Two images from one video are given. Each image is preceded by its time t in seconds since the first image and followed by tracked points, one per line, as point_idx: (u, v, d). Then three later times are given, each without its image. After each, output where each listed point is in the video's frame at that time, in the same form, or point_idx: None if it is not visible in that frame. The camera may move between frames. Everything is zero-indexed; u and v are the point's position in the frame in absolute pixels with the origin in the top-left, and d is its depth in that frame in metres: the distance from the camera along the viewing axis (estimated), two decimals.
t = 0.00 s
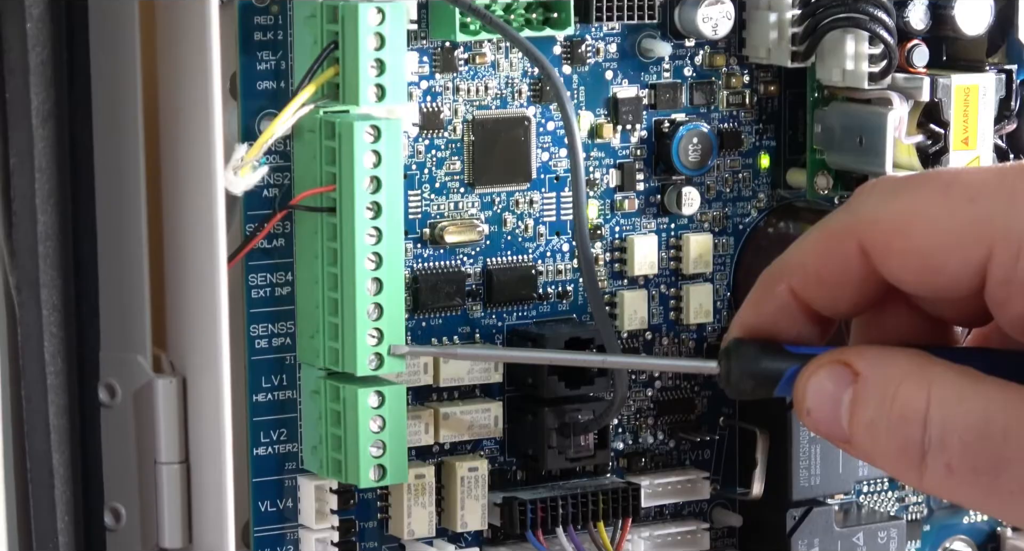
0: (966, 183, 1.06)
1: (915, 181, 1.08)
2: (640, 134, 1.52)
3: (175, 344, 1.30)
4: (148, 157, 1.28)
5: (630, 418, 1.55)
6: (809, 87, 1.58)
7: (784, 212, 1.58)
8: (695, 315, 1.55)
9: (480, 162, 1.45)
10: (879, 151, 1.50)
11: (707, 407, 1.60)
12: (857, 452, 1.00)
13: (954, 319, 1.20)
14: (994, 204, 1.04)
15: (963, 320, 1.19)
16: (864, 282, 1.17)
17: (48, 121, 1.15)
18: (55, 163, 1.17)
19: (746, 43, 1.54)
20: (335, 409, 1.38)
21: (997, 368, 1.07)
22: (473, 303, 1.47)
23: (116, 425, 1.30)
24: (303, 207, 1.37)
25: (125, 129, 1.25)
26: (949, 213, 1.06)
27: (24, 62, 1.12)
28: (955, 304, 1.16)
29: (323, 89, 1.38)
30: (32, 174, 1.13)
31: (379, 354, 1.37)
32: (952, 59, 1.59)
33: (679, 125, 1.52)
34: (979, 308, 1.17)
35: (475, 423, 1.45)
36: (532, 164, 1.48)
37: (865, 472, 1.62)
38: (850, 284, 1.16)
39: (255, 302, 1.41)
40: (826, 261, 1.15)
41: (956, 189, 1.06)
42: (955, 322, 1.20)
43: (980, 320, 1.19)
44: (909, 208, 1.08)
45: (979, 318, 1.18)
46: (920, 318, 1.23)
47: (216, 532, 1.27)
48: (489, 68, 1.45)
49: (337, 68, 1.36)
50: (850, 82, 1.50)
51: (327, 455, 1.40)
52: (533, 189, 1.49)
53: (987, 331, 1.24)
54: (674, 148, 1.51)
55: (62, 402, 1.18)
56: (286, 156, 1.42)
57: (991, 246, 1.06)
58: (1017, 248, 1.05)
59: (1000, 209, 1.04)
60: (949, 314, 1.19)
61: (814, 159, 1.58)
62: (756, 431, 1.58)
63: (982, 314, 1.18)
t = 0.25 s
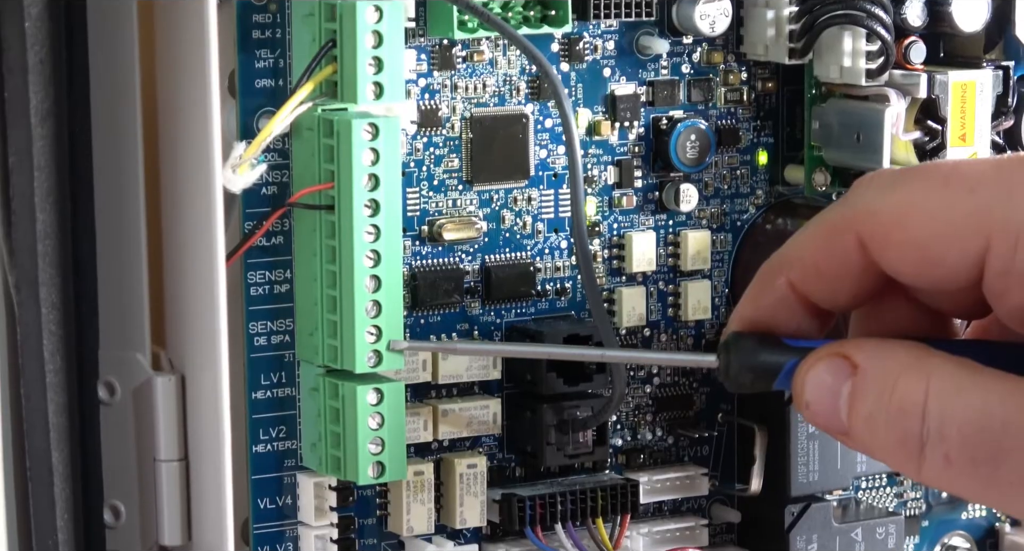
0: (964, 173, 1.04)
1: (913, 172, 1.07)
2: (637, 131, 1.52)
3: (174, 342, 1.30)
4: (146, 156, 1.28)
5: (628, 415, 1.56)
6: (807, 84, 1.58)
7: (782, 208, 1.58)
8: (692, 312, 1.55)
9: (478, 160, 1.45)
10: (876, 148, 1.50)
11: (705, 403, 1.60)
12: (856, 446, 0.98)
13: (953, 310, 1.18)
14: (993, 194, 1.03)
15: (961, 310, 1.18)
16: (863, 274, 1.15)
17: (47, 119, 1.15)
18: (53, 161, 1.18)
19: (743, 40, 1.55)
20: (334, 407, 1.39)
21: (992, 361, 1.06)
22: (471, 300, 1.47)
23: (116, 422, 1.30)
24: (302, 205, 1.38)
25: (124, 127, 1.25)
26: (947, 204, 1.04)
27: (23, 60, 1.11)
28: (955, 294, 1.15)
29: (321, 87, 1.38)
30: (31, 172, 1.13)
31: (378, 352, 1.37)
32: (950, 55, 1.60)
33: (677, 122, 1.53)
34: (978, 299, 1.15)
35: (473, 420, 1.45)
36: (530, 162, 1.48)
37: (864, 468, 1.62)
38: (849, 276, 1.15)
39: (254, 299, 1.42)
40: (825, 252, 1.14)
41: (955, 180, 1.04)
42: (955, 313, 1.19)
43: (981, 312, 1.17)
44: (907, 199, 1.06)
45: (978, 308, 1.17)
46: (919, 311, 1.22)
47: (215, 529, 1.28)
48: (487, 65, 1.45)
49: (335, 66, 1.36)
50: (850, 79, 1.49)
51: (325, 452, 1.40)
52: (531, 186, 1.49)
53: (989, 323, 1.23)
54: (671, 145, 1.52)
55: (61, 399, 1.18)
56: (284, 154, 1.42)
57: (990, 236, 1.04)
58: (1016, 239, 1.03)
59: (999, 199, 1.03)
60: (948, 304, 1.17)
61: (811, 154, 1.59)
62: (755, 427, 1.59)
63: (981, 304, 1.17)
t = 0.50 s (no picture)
0: (964, 161, 1.06)
1: (916, 159, 1.09)
2: (635, 126, 1.52)
3: (172, 338, 1.30)
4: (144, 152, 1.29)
5: (627, 410, 1.56)
6: (805, 79, 1.58)
7: (780, 204, 1.58)
8: (690, 307, 1.55)
9: (476, 156, 1.45)
10: (874, 143, 1.49)
11: (704, 399, 1.60)
12: (856, 433, 1.01)
13: (953, 299, 1.20)
14: (993, 181, 1.04)
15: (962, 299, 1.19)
16: (863, 264, 1.18)
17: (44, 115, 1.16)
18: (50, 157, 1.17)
19: (741, 35, 1.55)
20: (331, 402, 1.39)
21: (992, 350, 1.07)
22: (469, 296, 1.47)
23: (113, 418, 1.30)
24: (299, 201, 1.37)
25: (121, 124, 1.26)
26: (948, 191, 1.06)
27: (20, 56, 1.11)
28: (955, 283, 1.17)
29: (319, 82, 1.38)
30: (27, 168, 1.12)
31: (375, 348, 1.37)
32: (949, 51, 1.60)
33: (674, 118, 1.52)
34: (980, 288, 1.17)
35: (471, 416, 1.45)
36: (528, 157, 1.48)
37: (864, 463, 1.62)
38: (849, 265, 1.18)
39: (251, 295, 1.41)
40: (825, 240, 1.17)
41: (955, 167, 1.06)
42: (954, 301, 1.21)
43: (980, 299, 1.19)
44: (908, 185, 1.09)
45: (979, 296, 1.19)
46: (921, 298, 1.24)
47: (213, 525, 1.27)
48: (484, 61, 1.45)
49: (333, 61, 1.36)
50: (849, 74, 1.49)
51: (323, 448, 1.40)
52: (529, 182, 1.49)
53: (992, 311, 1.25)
54: (670, 140, 1.52)
55: (59, 395, 1.17)
56: (282, 149, 1.42)
57: (990, 224, 1.05)
58: (1017, 226, 1.04)
59: (999, 188, 1.04)
60: (949, 293, 1.19)
61: (809, 150, 1.58)
62: (753, 421, 1.58)
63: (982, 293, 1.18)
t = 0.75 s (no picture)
0: (989, 59, 1.01)
1: (933, 53, 1.03)
2: (635, 122, 1.52)
3: (170, 334, 1.30)
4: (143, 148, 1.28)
5: (626, 407, 1.55)
6: (806, 74, 1.59)
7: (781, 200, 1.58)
8: (690, 304, 1.56)
9: (475, 151, 1.45)
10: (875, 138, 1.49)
11: (704, 395, 1.60)
12: (858, 320, 0.95)
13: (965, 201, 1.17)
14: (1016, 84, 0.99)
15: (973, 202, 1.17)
16: (875, 155, 1.15)
17: (42, 111, 1.15)
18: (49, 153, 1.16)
19: (742, 30, 1.55)
20: (331, 398, 1.38)
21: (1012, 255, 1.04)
22: (468, 292, 1.47)
23: (112, 415, 1.29)
24: (298, 196, 1.37)
25: (120, 119, 1.25)
26: (965, 88, 1.01)
27: (18, 51, 1.10)
28: (965, 179, 1.14)
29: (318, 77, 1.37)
30: (26, 163, 1.11)
31: (375, 343, 1.37)
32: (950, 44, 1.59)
33: (674, 113, 1.52)
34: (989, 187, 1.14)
35: (471, 412, 1.45)
36: (527, 152, 1.48)
37: (864, 460, 1.61)
38: (860, 153, 1.15)
39: (250, 291, 1.41)
40: (836, 126, 1.15)
41: (976, 63, 1.01)
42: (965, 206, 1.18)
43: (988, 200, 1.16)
44: (923, 80, 1.04)
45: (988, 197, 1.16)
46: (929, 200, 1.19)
47: (212, 521, 1.27)
48: (484, 56, 1.45)
49: (332, 56, 1.35)
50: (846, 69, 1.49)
51: (322, 444, 1.40)
52: (529, 177, 1.49)
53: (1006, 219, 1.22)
54: (670, 135, 1.51)
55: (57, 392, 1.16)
56: (281, 145, 1.41)
57: (1007, 123, 1.01)
58: None
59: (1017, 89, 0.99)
60: (956, 194, 1.16)
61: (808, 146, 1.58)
62: (754, 418, 1.58)
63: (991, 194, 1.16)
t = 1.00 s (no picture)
0: (980, 25, 1.13)
1: (922, 21, 1.16)
2: (634, 116, 1.52)
3: (168, 328, 1.30)
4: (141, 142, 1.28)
5: (626, 402, 1.55)
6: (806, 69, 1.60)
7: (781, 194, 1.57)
8: (690, 298, 1.56)
9: (474, 146, 1.45)
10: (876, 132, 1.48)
11: (703, 390, 1.60)
12: (851, 286, 1.06)
13: (954, 166, 1.30)
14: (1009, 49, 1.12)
15: (962, 166, 1.30)
16: (866, 119, 1.26)
17: (41, 104, 1.15)
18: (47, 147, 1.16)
19: (741, 25, 1.55)
20: (329, 393, 1.38)
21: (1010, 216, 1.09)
22: (467, 286, 1.46)
23: (110, 407, 1.29)
24: (297, 190, 1.37)
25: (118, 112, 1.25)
26: (960, 53, 1.14)
27: (16, 44, 1.10)
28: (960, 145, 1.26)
29: (316, 71, 1.37)
30: (24, 157, 1.11)
31: (373, 338, 1.37)
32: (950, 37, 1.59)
33: (674, 108, 1.52)
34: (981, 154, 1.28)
35: (470, 407, 1.44)
36: (526, 147, 1.48)
37: (863, 455, 1.61)
38: (852, 121, 1.26)
39: (249, 285, 1.41)
40: (833, 93, 1.25)
41: (968, 30, 1.13)
42: (955, 171, 1.31)
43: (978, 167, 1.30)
44: (921, 45, 1.16)
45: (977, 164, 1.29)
46: (918, 164, 1.33)
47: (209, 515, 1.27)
48: (483, 51, 1.45)
49: (330, 50, 1.35)
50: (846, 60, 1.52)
51: (321, 438, 1.40)
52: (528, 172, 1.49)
53: (992, 187, 1.34)
54: (670, 130, 1.52)
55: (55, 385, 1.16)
56: (280, 139, 1.41)
57: (1000, 89, 1.14)
58: None
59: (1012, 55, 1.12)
60: (947, 159, 1.29)
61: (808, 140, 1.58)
62: (752, 413, 1.58)
63: (981, 160, 1.29)
